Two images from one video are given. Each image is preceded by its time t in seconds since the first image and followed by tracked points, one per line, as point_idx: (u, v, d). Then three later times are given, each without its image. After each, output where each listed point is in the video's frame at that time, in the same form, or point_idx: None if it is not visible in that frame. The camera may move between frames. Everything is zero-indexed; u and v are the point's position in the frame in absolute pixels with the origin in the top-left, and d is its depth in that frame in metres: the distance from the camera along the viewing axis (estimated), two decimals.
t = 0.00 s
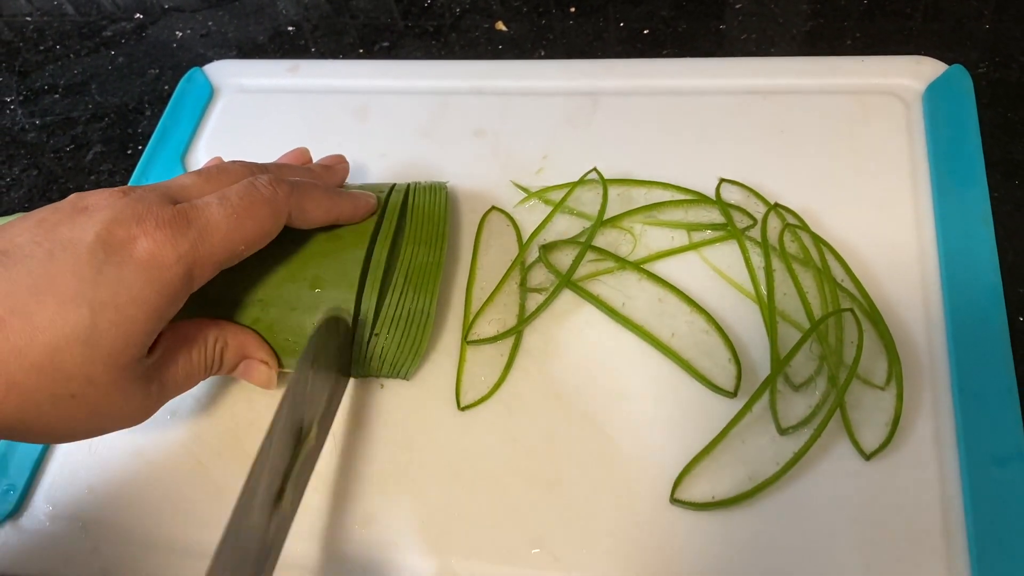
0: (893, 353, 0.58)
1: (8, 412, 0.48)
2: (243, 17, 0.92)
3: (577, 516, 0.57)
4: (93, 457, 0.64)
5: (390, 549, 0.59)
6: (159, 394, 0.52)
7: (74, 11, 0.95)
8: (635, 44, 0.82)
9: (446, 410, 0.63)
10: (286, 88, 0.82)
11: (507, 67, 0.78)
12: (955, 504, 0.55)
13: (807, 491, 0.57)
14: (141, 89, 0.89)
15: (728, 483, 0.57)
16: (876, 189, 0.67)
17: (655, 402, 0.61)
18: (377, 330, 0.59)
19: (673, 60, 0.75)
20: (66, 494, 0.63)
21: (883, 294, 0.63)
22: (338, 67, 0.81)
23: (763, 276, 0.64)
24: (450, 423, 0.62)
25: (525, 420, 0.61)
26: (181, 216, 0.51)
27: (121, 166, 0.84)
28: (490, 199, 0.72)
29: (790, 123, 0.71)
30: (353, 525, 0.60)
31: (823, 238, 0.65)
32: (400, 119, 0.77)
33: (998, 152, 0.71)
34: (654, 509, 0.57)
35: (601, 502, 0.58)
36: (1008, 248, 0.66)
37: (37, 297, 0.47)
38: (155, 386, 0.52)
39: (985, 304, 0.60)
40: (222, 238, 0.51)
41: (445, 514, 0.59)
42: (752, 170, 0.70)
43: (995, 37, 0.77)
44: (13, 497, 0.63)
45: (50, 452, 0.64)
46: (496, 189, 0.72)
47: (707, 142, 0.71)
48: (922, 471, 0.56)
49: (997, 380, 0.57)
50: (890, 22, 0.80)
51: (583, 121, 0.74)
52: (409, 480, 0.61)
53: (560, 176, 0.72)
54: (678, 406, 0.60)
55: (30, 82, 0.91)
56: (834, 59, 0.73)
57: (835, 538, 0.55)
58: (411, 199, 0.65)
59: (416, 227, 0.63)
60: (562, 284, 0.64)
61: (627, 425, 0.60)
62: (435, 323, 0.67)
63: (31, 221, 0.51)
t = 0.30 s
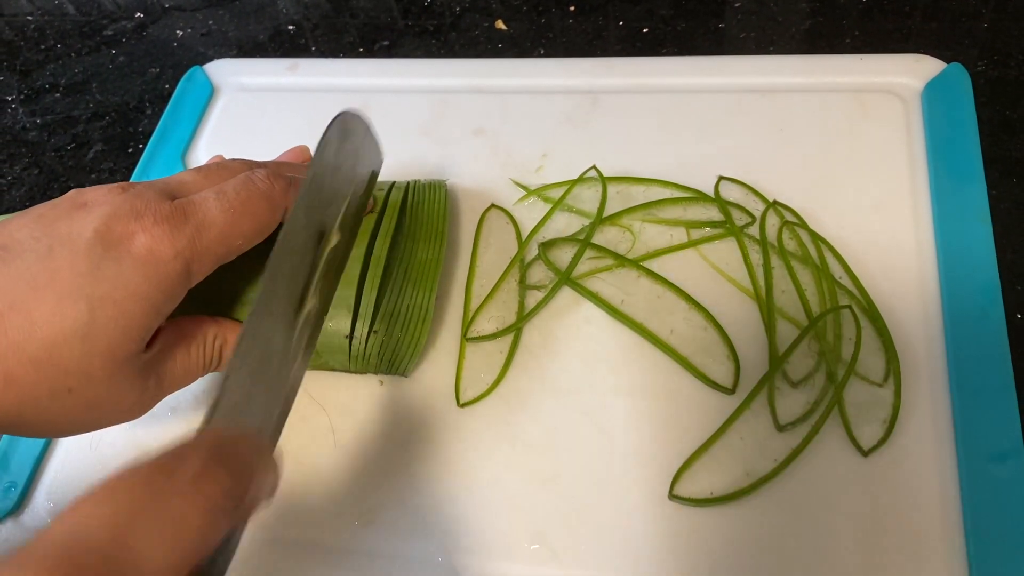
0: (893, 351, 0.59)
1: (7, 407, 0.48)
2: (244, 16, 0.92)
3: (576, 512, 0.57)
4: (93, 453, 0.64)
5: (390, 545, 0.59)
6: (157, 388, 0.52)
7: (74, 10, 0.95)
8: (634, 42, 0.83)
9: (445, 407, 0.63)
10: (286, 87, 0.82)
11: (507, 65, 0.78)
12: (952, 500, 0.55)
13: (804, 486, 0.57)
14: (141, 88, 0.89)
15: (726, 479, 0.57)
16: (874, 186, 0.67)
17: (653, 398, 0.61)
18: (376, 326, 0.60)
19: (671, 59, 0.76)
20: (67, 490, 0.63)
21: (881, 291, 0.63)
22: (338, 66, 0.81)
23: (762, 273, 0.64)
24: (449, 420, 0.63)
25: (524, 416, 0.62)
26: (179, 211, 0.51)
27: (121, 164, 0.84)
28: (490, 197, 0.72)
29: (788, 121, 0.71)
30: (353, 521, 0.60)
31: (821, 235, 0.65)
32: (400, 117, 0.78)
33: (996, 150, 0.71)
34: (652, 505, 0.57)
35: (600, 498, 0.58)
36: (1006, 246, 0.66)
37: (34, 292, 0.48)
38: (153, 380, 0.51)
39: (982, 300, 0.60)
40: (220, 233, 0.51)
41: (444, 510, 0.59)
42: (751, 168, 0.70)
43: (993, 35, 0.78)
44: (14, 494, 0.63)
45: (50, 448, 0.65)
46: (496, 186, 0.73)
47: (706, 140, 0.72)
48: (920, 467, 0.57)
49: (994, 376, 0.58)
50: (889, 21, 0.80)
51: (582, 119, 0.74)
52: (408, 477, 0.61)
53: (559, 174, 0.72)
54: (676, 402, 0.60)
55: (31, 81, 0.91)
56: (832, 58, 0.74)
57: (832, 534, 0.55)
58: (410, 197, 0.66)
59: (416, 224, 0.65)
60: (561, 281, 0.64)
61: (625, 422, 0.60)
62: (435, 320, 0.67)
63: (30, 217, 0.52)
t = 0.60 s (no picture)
0: (892, 350, 0.59)
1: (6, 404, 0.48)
2: (243, 16, 0.92)
3: (575, 510, 0.58)
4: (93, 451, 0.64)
5: (388, 543, 0.59)
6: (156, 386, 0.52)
7: (75, 9, 0.95)
8: (633, 41, 0.83)
9: (444, 405, 0.63)
10: (285, 86, 0.82)
11: (506, 64, 0.78)
12: (950, 498, 0.55)
13: (803, 485, 0.57)
14: (141, 87, 0.89)
15: (725, 477, 0.57)
16: (873, 185, 0.67)
17: (652, 396, 0.61)
18: (375, 325, 0.61)
19: (671, 57, 0.76)
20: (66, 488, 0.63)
21: (880, 290, 0.63)
22: (337, 65, 0.81)
23: (761, 271, 0.64)
24: (448, 419, 0.63)
25: (522, 414, 0.62)
26: (178, 209, 0.51)
27: (121, 163, 0.84)
28: (489, 196, 0.72)
29: (787, 119, 0.71)
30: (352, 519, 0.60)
31: (819, 234, 0.65)
32: (399, 116, 0.78)
33: (995, 149, 0.71)
34: (651, 503, 0.57)
35: (599, 495, 0.58)
36: (1004, 244, 0.66)
37: (35, 290, 0.48)
38: (151, 378, 0.51)
39: (981, 299, 0.60)
40: (219, 231, 0.51)
41: (444, 508, 0.59)
42: (750, 166, 0.70)
43: (992, 34, 0.77)
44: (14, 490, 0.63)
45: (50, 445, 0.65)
46: (495, 185, 0.73)
47: (705, 139, 0.72)
48: (918, 466, 0.57)
49: (992, 374, 0.58)
50: (888, 20, 0.80)
51: (581, 117, 0.74)
52: (408, 475, 0.61)
53: (558, 173, 0.72)
54: (675, 401, 0.61)
55: (31, 80, 0.91)
56: (831, 56, 0.74)
57: (830, 532, 0.55)
58: (409, 196, 0.66)
59: (415, 223, 0.65)
60: (560, 280, 0.64)
61: (624, 420, 0.60)
62: (434, 320, 0.67)
63: (30, 214, 0.52)
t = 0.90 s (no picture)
0: (894, 350, 0.59)
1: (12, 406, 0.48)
2: (245, 17, 0.92)
3: (578, 512, 0.58)
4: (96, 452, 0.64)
5: (392, 544, 0.59)
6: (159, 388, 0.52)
7: (77, 10, 0.95)
8: (635, 42, 0.83)
9: (447, 406, 0.63)
10: (288, 87, 0.82)
11: (508, 65, 0.78)
12: (952, 499, 0.56)
13: (805, 486, 0.57)
14: (143, 88, 0.90)
15: (728, 478, 0.57)
16: (875, 186, 0.67)
17: (655, 397, 0.61)
18: (377, 326, 0.61)
19: (672, 59, 0.76)
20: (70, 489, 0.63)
21: (882, 291, 0.63)
22: (339, 66, 0.82)
23: (763, 272, 0.64)
24: (450, 420, 0.63)
25: (525, 416, 0.62)
26: (185, 215, 0.51)
27: (124, 164, 0.84)
28: (491, 197, 0.72)
29: (789, 121, 0.72)
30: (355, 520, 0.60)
31: (822, 235, 0.65)
32: (401, 117, 0.78)
33: (997, 149, 0.71)
34: (654, 505, 0.57)
35: (602, 496, 0.58)
36: (1006, 245, 0.66)
37: (41, 293, 0.48)
38: (154, 383, 0.51)
39: (982, 300, 0.60)
40: (226, 236, 0.51)
41: (447, 509, 0.59)
42: (752, 167, 0.70)
43: (994, 35, 0.78)
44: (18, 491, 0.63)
45: (53, 446, 0.65)
46: (497, 186, 0.73)
47: (707, 140, 0.72)
48: (920, 467, 0.57)
49: (994, 375, 0.58)
50: (889, 21, 0.80)
51: (583, 119, 0.74)
52: (410, 476, 0.61)
53: (560, 174, 0.72)
54: (677, 402, 0.61)
55: (33, 81, 0.91)
56: (833, 58, 0.74)
57: (832, 533, 0.55)
58: (412, 198, 0.66)
59: (419, 224, 0.64)
60: (562, 281, 0.65)
61: (627, 421, 0.60)
62: (436, 321, 0.67)
63: (35, 217, 0.52)
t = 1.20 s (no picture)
0: (898, 350, 0.59)
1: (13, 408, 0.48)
2: (247, 17, 0.92)
3: (582, 513, 0.57)
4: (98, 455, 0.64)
5: (395, 546, 0.59)
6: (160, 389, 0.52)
7: (78, 11, 0.95)
8: (638, 42, 0.83)
9: (450, 407, 0.63)
10: (289, 87, 0.82)
11: (511, 66, 0.78)
12: (957, 500, 0.55)
13: (809, 487, 0.57)
14: (145, 88, 0.89)
15: (732, 480, 0.57)
16: (879, 187, 0.67)
17: (658, 398, 0.61)
18: (380, 327, 0.61)
19: (675, 59, 0.76)
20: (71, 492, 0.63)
21: (885, 292, 0.63)
22: (341, 66, 0.81)
23: (766, 273, 0.64)
24: (453, 421, 0.62)
25: (528, 417, 0.61)
26: (186, 216, 0.51)
27: (125, 165, 0.84)
28: (494, 197, 0.72)
29: (792, 121, 0.71)
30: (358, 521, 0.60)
31: (825, 236, 0.65)
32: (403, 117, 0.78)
33: (1001, 149, 0.71)
34: (658, 506, 0.57)
35: (607, 498, 0.58)
36: (1010, 245, 0.66)
37: (42, 295, 0.48)
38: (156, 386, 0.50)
39: (986, 300, 0.60)
40: (227, 237, 0.51)
41: (450, 511, 0.59)
42: (755, 168, 0.70)
43: (997, 35, 0.77)
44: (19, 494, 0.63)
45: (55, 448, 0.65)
46: (500, 186, 0.72)
47: (711, 140, 0.71)
48: (924, 468, 0.57)
49: (998, 376, 0.58)
50: (893, 21, 0.80)
51: (586, 119, 0.74)
52: (413, 478, 0.61)
53: (563, 174, 0.72)
54: (680, 403, 0.60)
55: (34, 81, 0.91)
56: (836, 58, 0.74)
57: (837, 534, 0.55)
58: (415, 198, 0.65)
59: (422, 225, 0.64)
60: (564, 282, 0.64)
61: (630, 422, 0.60)
62: (439, 321, 0.67)
63: (37, 219, 0.52)
